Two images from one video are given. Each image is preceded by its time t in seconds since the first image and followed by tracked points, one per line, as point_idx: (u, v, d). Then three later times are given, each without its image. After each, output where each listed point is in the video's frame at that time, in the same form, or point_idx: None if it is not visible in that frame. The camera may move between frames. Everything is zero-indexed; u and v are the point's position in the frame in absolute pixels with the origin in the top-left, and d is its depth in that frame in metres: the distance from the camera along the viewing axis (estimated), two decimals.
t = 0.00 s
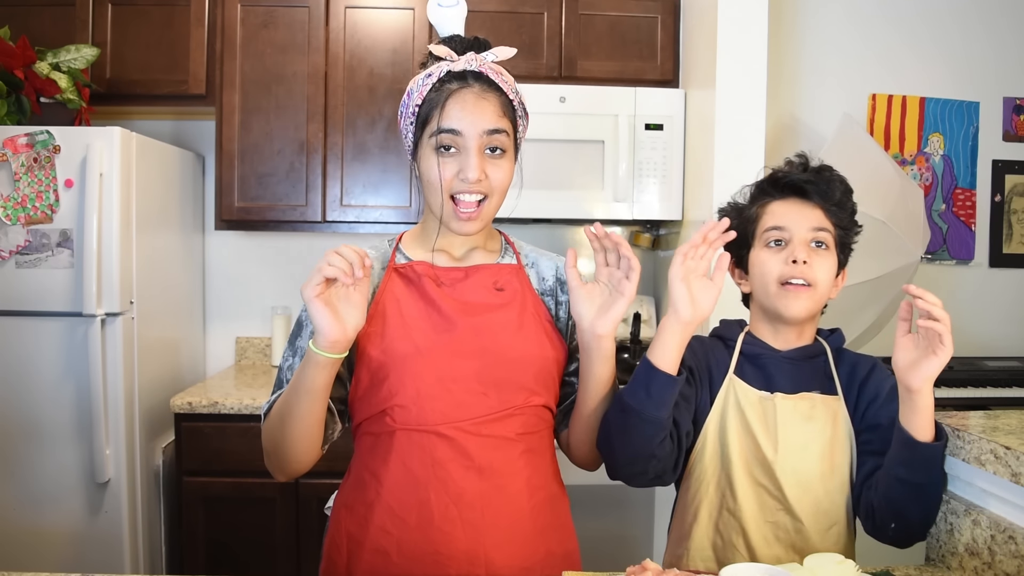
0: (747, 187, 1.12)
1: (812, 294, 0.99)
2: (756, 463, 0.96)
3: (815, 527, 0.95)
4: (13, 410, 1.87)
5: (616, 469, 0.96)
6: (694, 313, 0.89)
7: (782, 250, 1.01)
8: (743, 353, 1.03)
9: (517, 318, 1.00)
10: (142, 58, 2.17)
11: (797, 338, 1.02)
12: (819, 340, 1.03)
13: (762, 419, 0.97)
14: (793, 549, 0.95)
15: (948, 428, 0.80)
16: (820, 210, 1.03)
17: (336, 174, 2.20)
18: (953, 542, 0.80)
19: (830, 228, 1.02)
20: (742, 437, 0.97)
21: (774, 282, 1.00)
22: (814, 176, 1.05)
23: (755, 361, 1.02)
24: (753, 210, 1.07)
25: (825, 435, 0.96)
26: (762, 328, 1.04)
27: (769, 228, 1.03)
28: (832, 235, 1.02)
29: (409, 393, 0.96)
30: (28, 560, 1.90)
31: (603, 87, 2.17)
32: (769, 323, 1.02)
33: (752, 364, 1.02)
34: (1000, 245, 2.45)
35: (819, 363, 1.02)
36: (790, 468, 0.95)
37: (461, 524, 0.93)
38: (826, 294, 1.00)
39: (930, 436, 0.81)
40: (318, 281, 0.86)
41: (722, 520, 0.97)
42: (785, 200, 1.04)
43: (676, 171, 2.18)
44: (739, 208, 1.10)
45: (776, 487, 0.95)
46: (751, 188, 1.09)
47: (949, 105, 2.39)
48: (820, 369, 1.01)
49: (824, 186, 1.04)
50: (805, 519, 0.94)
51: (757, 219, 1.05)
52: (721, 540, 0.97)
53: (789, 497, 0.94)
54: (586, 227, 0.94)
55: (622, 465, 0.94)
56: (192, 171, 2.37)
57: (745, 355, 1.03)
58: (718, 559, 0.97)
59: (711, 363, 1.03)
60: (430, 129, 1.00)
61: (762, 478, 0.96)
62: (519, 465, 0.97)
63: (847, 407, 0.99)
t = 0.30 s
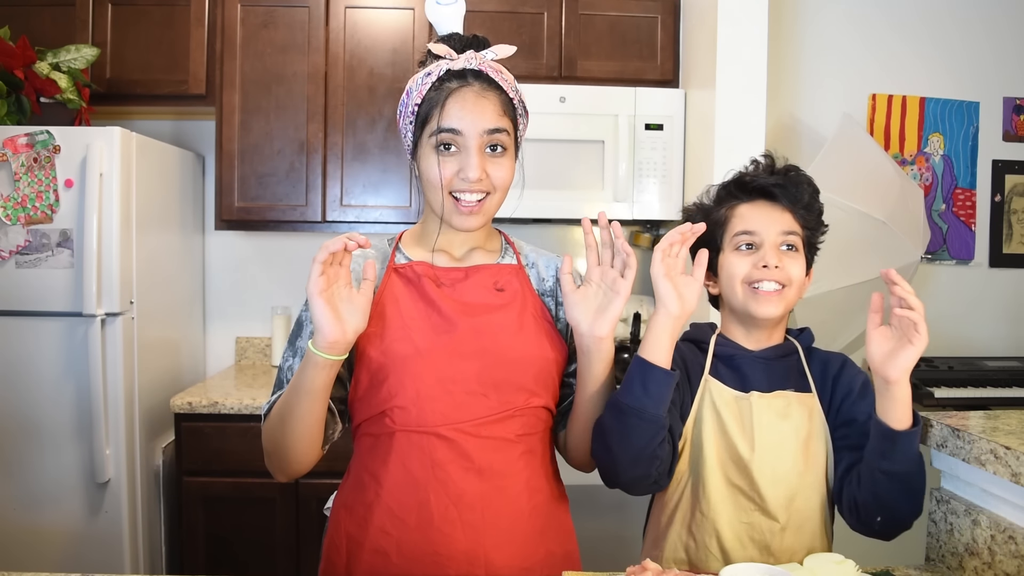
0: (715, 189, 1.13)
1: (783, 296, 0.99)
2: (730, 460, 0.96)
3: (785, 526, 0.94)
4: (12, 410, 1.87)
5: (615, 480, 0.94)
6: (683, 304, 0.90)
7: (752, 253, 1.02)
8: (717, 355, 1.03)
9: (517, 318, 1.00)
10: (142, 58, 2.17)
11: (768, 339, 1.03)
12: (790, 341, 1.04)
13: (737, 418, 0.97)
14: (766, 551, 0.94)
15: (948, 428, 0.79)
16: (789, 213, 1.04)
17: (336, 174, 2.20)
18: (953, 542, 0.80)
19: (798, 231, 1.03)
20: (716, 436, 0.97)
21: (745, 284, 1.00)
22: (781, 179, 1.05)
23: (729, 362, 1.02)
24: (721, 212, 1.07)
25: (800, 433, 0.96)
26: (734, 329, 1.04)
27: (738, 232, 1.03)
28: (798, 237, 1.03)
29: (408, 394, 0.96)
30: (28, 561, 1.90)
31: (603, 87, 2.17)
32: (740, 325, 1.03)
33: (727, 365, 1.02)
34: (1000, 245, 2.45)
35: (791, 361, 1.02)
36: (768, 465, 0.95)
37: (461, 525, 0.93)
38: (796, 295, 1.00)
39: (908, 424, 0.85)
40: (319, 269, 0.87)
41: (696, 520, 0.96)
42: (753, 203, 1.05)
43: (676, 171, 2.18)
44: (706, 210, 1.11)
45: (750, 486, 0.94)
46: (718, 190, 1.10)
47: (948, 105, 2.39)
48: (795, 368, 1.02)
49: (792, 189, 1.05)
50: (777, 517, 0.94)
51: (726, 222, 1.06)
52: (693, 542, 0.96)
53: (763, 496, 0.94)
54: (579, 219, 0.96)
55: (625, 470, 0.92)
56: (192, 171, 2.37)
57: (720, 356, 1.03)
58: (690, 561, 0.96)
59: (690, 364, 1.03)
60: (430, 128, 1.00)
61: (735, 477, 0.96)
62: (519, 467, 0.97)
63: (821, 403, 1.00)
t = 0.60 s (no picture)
0: (701, 186, 1.13)
1: (769, 296, 0.99)
2: (722, 458, 0.96)
3: (782, 524, 0.94)
4: (12, 410, 1.87)
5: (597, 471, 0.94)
6: (671, 302, 0.91)
7: (739, 252, 1.02)
8: (705, 353, 1.04)
9: (517, 319, 1.00)
10: (142, 58, 2.17)
11: (755, 336, 1.03)
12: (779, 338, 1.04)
13: (726, 416, 0.97)
14: (762, 548, 0.94)
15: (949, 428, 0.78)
16: (776, 211, 1.04)
17: (336, 174, 2.20)
18: (953, 542, 0.80)
19: (786, 229, 1.03)
20: (707, 435, 0.97)
21: (732, 283, 1.01)
22: (769, 177, 1.05)
23: (717, 359, 1.02)
24: (708, 210, 1.07)
25: (791, 429, 0.96)
26: (721, 326, 1.05)
27: (725, 231, 1.03)
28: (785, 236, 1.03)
29: (407, 395, 0.96)
30: (27, 561, 1.90)
31: (603, 87, 2.17)
32: (728, 324, 1.04)
33: (715, 363, 1.03)
34: (1000, 245, 2.44)
35: (779, 357, 1.02)
36: (762, 466, 0.94)
37: (461, 526, 0.93)
38: (783, 294, 1.00)
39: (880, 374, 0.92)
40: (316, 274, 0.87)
41: (690, 519, 0.96)
42: (740, 201, 1.05)
43: (675, 171, 2.18)
44: (693, 207, 1.10)
45: (742, 485, 0.94)
46: (705, 188, 1.09)
47: (948, 105, 2.39)
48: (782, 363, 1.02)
49: (779, 187, 1.05)
50: (773, 515, 0.93)
51: (713, 221, 1.06)
52: (689, 541, 0.96)
53: (755, 494, 0.93)
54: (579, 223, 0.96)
55: (608, 465, 0.92)
56: (192, 171, 2.37)
57: (709, 354, 1.03)
58: (687, 562, 0.95)
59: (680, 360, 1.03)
60: (430, 129, 1.00)
61: (728, 475, 0.95)
62: (518, 468, 0.97)
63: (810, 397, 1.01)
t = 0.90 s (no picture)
0: (696, 188, 1.13)
1: (771, 298, 0.99)
2: (726, 459, 0.96)
3: (785, 524, 0.94)
4: (13, 410, 1.87)
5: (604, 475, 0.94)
6: (672, 304, 0.93)
7: (738, 255, 1.02)
8: (707, 354, 1.04)
9: (515, 322, 1.00)
10: (142, 58, 2.17)
11: (757, 336, 1.03)
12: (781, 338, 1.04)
13: (731, 417, 0.97)
14: (765, 549, 0.94)
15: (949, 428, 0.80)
16: (773, 213, 1.04)
17: (336, 174, 2.20)
18: (953, 542, 0.80)
19: (784, 230, 1.03)
20: (711, 436, 0.97)
21: (733, 287, 1.01)
22: (764, 178, 1.05)
23: (720, 361, 1.02)
24: (705, 213, 1.07)
25: (795, 429, 0.96)
26: (723, 328, 1.05)
27: (723, 235, 1.03)
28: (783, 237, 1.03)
29: (406, 398, 0.96)
30: (27, 561, 1.90)
31: (602, 87, 2.17)
32: (731, 327, 1.04)
33: (718, 364, 1.03)
34: (1000, 245, 2.44)
35: (780, 358, 1.02)
36: (766, 466, 0.94)
37: (460, 529, 0.93)
38: (784, 294, 1.00)
39: (887, 374, 0.92)
40: (310, 280, 0.87)
41: (693, 520, 0.96)
42: (736, 203, 1.05)
43: (675, 171, 2.18)
44: (689, 209, 1.10)
45: (747, 486, 0.94)
46: (701, 190, 1.09)
47: (948, 105, 2.39)
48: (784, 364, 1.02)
49: (775, 188, 1.05)
50: (776, 515, 0.93)
51: (711, 224, 1.06)
52: (692, 543, 0.96)
53: (760, 494, 0.93)
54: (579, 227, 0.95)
55: (615, 468, 0.92)
56: (192, 171, 2.37)
57: (711, 356, 1.03)
58: (690, 563, 0.95)
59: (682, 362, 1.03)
60: (429, 128, 1.00)
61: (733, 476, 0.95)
62: (517, 470, 0.97)
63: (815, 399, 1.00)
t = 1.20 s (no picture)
0: (705, 187, 1.13)
1: (780, 300, 1.00)
2: (734, 459, 0.96)
3: (794, 522, 0.94)
4: (12, 410, 1.87)
5: (613, 475, 0.94)
6: (677, 303, 0.94)
7: (748, 256, 1.02)
8: (715, 355, 1.04)
9: (515, 321, 1.00)
10: (142, 57, 2.17)
11: (766, 336, 1.04)
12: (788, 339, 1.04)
13: (738, 417, 0.97)
14: (774, 548, 0.94)
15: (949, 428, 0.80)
16: (782, 213, 1.03)
17: (336, 174, 2.20)
18: (953, 542, 0.80)
19: (793, 230, 1.03)
20: (720, 436, 0.97)
21: (742, 288, 1.01)
22: (775, 178, 1.05)
23: (728, 361, 1.02)
24: (716, 214, 1.06)
25: (803, 429, 0.96)
26: (731, 329, 1.05)
27: (733, 235, 1.03)
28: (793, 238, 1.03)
29: (404, 397, 0.96)
30: (27, 561, 1.90)
31: (602, 87, 2.17)
32: (739, 327, 1.04)
33: (726, 364, 1.03)
34: (1000, 245, 2.44)
35: (788, 358, 1.03)
36: (775, 466, 0.94)
37: (457, 528, 0.93)
38: (793, 296, 1.01)
39: (895, 375, 0.91)
40: (307, 259, 0.88)
41: (703, 519, 0.96)
42: (747, 204, 1.04)
43: (675, 171, 2.18)
44: (699, 209, 1.10)
45: (755, 485, 0.94)
46: (710, 189, 1.09)
47: (949, 105, 2.39)
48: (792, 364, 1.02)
49: (786, 189, 1.05)
50: (785, 514, 0.93)
51: (719, 224, 1.06)
52: (702, 542, 0.96)
53: (768, 493, 0.93)
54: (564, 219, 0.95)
55: (622, 466, 0.93)
56: (192, 171, 2.37)
57: (719, 356, 1.03)
58: (701, 563, 0.95)
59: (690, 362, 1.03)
60: (428, 121, 1.00)
61: (741, 476, 0.95)
62: (515, 469, 0.97)
63: (822, 398, 1.00)
